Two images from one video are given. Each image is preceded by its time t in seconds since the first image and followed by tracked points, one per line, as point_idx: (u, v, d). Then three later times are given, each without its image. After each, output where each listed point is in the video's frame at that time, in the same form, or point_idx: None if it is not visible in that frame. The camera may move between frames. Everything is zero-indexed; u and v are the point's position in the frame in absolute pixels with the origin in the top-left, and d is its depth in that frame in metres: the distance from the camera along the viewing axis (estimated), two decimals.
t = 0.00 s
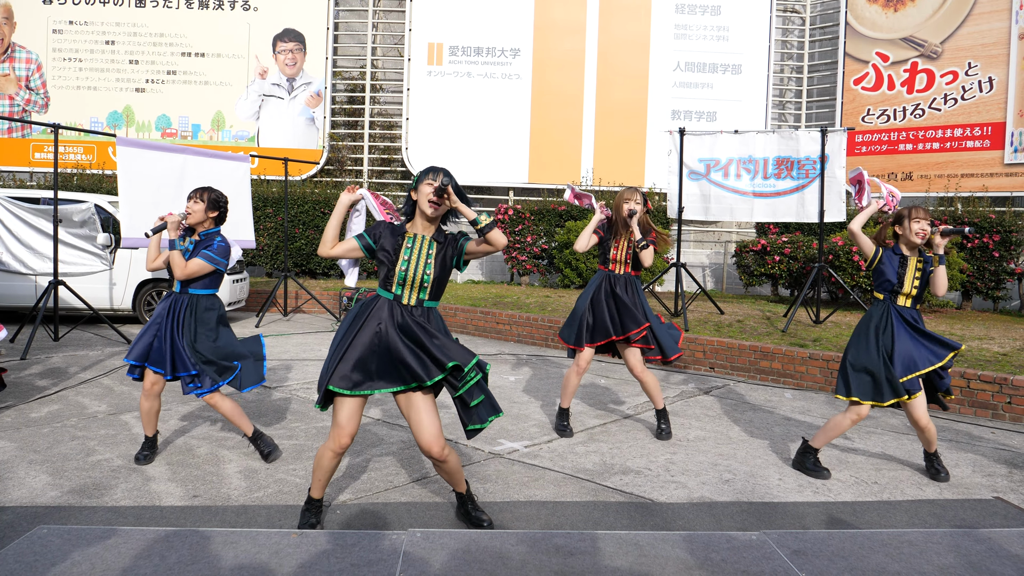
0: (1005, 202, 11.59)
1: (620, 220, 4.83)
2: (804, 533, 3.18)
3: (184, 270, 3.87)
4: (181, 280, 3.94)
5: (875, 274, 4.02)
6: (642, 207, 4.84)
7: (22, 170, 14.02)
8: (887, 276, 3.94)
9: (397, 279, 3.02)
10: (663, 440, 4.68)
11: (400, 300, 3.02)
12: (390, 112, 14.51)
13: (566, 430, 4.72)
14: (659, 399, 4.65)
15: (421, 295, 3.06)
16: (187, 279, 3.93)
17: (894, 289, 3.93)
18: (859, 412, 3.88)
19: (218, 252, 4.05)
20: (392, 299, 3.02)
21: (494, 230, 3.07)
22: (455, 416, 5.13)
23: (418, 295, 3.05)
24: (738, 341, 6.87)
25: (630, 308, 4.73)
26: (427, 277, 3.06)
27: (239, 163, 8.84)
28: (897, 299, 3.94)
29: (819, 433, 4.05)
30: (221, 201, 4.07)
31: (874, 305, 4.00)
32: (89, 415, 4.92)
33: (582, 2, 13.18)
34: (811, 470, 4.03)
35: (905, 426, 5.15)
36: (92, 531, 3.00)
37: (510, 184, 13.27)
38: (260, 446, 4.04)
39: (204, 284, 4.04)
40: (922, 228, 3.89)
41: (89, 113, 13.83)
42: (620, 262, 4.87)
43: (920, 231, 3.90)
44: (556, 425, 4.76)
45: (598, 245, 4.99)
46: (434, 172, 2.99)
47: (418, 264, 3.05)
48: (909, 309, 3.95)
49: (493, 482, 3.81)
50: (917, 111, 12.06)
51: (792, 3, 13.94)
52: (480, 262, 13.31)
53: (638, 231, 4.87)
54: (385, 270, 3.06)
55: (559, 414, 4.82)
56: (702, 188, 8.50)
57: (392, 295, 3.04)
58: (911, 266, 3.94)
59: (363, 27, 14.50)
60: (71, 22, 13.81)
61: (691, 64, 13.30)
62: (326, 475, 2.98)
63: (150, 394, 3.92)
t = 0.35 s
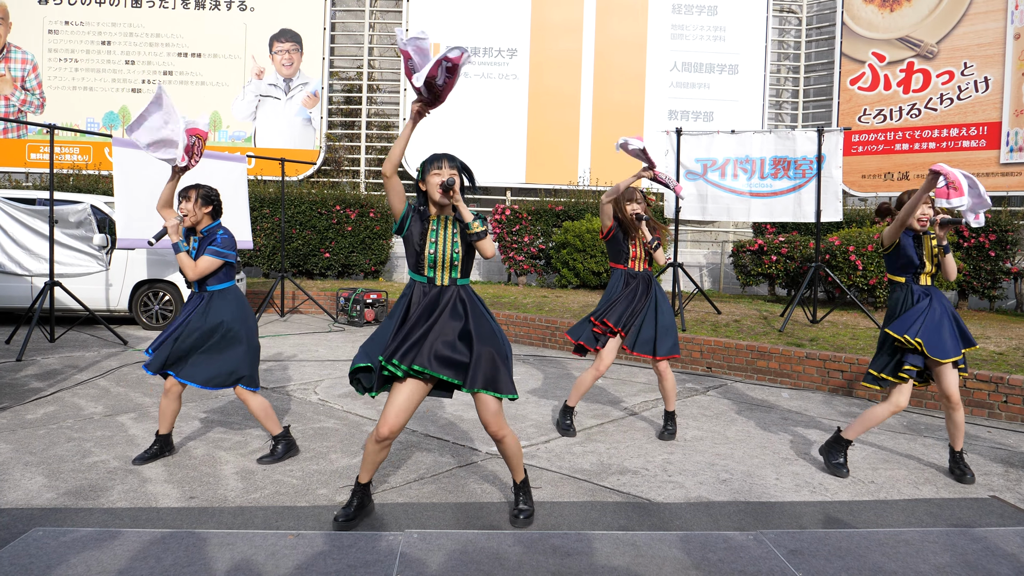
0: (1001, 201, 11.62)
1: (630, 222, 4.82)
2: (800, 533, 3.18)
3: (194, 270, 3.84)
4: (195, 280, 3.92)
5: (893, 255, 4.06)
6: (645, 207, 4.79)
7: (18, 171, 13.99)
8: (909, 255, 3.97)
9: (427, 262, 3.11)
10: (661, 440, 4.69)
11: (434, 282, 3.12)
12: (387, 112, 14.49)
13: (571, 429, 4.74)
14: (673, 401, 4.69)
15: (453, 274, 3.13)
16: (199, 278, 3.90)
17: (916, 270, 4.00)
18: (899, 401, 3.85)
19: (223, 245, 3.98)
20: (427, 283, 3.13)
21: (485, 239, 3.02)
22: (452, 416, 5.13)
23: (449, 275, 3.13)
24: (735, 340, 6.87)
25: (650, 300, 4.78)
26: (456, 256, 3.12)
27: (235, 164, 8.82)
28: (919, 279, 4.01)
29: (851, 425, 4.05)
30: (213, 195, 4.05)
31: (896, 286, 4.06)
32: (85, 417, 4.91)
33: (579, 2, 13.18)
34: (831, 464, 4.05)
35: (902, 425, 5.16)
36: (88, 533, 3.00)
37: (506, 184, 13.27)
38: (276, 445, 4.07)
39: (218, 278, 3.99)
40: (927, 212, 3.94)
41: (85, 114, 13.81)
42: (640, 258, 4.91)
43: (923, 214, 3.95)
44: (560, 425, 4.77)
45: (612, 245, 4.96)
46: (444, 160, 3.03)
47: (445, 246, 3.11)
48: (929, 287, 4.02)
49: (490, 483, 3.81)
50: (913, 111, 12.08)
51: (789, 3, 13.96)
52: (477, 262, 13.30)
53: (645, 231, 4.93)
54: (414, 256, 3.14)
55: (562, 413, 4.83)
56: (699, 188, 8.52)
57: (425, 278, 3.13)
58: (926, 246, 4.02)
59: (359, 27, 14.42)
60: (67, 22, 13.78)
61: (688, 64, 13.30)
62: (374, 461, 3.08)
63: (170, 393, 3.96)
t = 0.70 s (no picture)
0: (994, 201, 11.67)
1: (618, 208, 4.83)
2: (794, 532, 3.19)
3: (187, 260, 3.85)
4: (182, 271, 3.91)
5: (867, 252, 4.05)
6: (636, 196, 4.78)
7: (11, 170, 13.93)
8: (879, 252, 3.96)
9: (403, 253, 3.10)
10: (656, 439, 4.70)
11: (407, 274, 3.10)
12: (381, 112, 14.42)
13: (570, 430, 4.71)
14: (645, 393, 4.76)
15: (428, 269, 3.12)
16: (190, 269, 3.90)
17: (885, 267, 3.98)
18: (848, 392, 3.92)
19: (219, 241, 4.05)
20: (400, 275, 3.10)
21: (462, 239, 3.08)
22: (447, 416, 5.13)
23: (424, 269, 3.12)
24: (729, 340, 6.89)
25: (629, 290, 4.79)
26: (432, 251, 3.12)
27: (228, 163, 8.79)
28: (889, 277, 3.98)
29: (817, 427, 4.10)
30: (205, 188, 4.11)
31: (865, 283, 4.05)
32: (78, 417, 4.90)
33: (573, 2, 13.18)
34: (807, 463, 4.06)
35: (895, 424, 5.18)
36: (81, 534, 2.99)
37: (501, 184, 13.28)
38: (253, 445, 4.06)
39: (197, 274, 4.01)
40: (909, 212, 3.94)
41: (78, 113, 13.75)
42: (619, 247, 4.89)
43: (906, 213, 3.94)
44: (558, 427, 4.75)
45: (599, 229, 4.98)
46: (430, 154, 3.03)
47: (423, 239, 3.11)
48: (901, 287, 3.99)
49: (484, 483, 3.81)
50: (906, 111, 12.13)
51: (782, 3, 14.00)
52: (472, 262, 13.30)
53: (630, 221, 4.87)
54: (390, 245, 3.13)
55: (559, 413, 4.82)
56: (693, 188, 8.51)
57: (399, 269, 3.11)
58: (904, 244, 3.97)
59: (353, 27, 14.40)
60: (59, 21, 13.71)
61: (682, 63, 13.33)
62: (349, 454, 3.07)
63: (142, 387, 3.91)
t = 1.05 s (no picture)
0: (987, 199, 11.72)
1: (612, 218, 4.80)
2: (789, 530, 3.20)
3: (197, 273, 3.87)
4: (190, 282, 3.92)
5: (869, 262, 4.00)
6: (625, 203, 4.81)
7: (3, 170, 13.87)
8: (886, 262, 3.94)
9: (408, 267, 3.11)
10: (651, 438, 4.71)
11: (415, 286, 3.14)
12: (376, 112, 14.42)
13: (565, 428, 4.71)
14: (645, 395, 4.77)
15: (433, 275, 3.19)
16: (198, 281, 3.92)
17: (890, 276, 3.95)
18: (849, 392, 3.96)
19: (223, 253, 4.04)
20: (406, 288, 3.12)
21: (470, 233, 3.28)
22: (442, 416, 5.12)
23: (429, 276, 3.17)
24: (724, 339, 6.91)
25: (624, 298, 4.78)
26: (435, 257, 3.17)
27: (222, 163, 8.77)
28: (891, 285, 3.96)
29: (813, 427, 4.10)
30: (208, 199, 4.03)
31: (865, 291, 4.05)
32: (72, 418, 4.88)
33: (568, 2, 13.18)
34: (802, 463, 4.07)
35: (890, 422, 5.20)
36: (75, 536, 2.98)
37: (496, 184, 13.28)
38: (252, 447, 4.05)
39: (204, 286, 4.01)
40: (906, 214, 3.94)
41: (71, 113, 13.71)
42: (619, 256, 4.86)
43: (904, 215, 3.94)
44: (553, 425, 4.75)
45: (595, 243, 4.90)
46: (417, 155, 3.08)
47: (424, 248, 3.13)
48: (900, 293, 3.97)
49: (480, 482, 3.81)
50: (900, 110, 12.16)
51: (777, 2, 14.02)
52: (467, 262, 13.31)
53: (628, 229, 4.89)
54: (392, 262, 3.09)
55: (555, 414, 4.81)
56: (688, 187, 8.54)
57: (405, 283, 3.12)
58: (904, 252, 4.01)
59: (348, 26, 14.37)
60: (51, 21, 13.67)
61: (676, 63, 13.35)
62: (351, 455, 3.06)
63: (136, 397, 3.89)
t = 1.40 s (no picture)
0: (983, 197, 11.75)
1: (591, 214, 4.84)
2: (785, 528, 3.21)
3: (216, 244, 3.96)
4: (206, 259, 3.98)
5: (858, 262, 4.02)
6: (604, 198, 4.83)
7: None
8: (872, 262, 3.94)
9: (386, 275, 3.11)
10: (648, 436, 4.72)
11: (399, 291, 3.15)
12: (372, 110, 14.39)
13: (562, 428, 4.71)
14: (640, 392, 4.77)
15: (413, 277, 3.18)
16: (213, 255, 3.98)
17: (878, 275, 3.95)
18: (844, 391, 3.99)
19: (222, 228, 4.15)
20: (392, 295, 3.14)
21: (445, 222, 3.16)
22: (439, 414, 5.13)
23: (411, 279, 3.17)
24: (720, 338, 6.92)
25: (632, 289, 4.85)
26: (411, 259, 3.16)
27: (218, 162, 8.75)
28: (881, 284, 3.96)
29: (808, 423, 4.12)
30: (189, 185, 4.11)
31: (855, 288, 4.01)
32: (68, 417, 4.87)
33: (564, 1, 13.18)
34: (799, 460, 4.08)
35: (885, 420, 5.21)
36: (71, 535, 2.97)
37: (492, 183, 13.28)
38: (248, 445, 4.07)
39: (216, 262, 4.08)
40: (892, 211, 3.91)
41: (66, 112, 13.68)
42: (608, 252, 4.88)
43: (889, 213, 3.91)
44: (550, 424, 4.75)
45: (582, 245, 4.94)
46: (372, 161, 3.06)
47: (398, 253, 3.13)
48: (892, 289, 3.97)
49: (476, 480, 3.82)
50: (896, 108, 12.18)
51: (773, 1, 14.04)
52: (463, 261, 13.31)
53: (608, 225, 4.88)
54: (370, 273, 3.13)
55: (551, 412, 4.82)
56: (684, 185, 8.54)
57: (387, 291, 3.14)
58: (892, 251, 3.95)
59: (344, 25, 14.33)
60: (46, 20, 13.62)
61: (672, 61, 13.36)
62: (345, 455, 3.15)
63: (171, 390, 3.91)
